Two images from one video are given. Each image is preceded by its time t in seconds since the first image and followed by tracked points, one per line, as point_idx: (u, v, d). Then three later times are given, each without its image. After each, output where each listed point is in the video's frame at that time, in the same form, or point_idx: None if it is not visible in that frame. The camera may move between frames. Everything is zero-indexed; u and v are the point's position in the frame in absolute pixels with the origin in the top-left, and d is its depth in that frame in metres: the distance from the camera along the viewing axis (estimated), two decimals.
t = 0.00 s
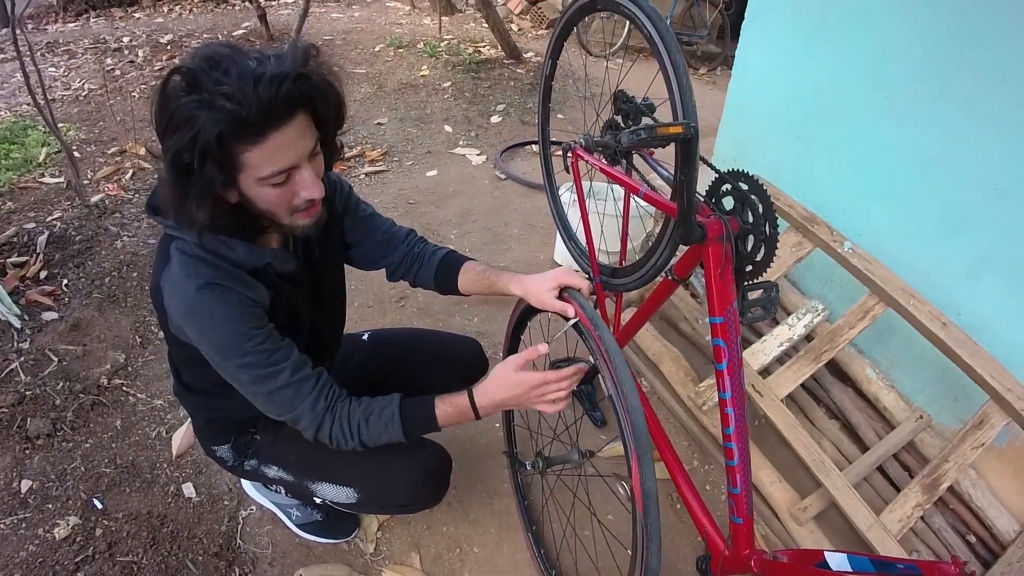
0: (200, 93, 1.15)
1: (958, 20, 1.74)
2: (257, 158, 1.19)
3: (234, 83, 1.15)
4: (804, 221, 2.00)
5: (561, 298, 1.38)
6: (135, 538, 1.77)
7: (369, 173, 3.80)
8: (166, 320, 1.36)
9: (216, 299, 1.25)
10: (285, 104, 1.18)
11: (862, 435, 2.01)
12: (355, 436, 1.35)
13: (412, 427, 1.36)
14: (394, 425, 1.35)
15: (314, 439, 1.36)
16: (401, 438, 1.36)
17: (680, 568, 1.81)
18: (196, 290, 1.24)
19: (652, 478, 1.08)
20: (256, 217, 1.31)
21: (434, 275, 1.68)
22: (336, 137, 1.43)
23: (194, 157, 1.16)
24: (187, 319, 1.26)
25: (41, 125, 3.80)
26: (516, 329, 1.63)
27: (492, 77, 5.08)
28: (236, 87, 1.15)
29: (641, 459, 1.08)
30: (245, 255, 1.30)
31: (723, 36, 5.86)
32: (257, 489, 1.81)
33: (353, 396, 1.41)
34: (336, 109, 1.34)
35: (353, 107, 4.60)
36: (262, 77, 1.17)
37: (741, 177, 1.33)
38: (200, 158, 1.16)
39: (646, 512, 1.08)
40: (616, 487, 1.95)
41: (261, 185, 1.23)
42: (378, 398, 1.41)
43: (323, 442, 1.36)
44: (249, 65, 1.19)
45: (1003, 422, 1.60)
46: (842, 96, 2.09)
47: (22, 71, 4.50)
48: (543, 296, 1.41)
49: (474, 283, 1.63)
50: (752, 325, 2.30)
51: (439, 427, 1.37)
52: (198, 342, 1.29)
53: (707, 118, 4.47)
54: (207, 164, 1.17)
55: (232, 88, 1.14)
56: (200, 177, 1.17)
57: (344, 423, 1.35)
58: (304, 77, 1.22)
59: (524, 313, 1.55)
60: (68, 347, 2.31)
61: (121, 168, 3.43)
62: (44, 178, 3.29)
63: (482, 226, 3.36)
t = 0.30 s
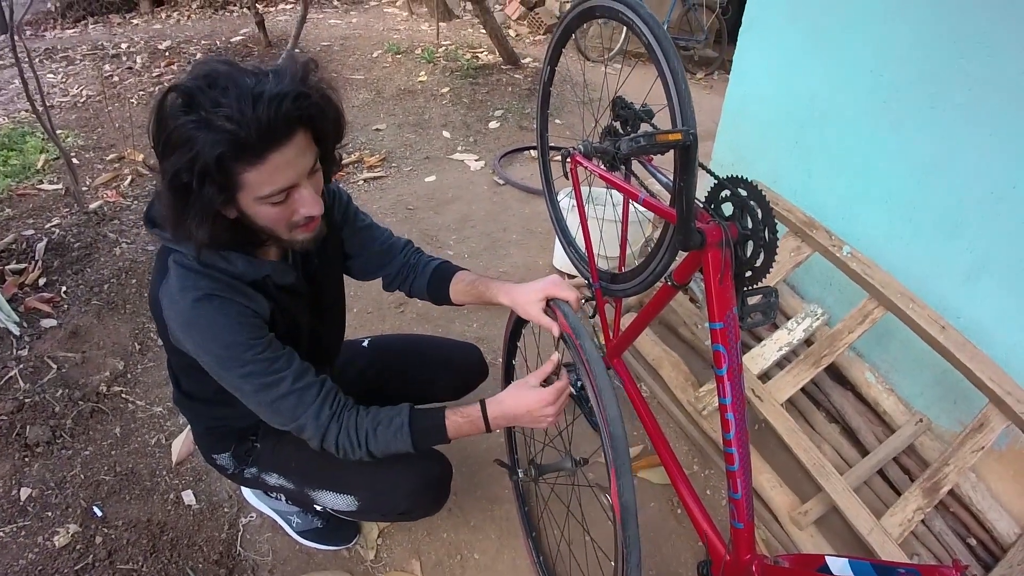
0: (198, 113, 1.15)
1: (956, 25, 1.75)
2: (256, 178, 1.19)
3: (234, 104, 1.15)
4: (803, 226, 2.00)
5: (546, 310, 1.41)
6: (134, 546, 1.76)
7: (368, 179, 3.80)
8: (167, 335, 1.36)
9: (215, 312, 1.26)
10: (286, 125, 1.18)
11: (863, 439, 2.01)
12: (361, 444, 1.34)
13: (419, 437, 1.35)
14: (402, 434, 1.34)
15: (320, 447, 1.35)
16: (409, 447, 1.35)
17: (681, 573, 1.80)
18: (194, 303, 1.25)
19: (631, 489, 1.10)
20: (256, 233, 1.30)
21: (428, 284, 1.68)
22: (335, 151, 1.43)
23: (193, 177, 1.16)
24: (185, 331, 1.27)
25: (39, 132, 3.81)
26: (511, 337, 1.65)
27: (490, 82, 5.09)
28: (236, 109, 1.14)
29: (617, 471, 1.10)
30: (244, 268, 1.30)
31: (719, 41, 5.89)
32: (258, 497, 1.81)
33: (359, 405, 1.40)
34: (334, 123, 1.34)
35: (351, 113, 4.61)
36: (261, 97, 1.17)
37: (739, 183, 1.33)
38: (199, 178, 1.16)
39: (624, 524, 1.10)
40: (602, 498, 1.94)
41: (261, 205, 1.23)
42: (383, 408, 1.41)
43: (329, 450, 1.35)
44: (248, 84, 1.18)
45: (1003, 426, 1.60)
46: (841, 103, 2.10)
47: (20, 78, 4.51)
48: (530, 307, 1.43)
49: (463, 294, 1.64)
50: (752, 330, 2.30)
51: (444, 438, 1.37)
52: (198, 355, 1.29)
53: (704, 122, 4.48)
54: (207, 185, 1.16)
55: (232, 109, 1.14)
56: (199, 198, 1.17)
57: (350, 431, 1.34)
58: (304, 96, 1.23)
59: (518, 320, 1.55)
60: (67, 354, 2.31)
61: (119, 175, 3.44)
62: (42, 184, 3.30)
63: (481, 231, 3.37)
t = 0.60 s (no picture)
0: (195, 99, 1.16)
1: (959, 28, 1.75)
2: (251, 163, 1.20)
3: (229, 88, 1.16)
4: (806, 231, 2.00)
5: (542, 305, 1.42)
6: (135, 545, 1.76)
7: (371, 181, 3.81)
8: (168, 330, 1.36)
9: (219, 303, 1.26)
10: (279, 110, 1.19)
11: (865, 444, 2.01)
12: (362, 431, 1.35)
13: (420, 423, 1.37)
14: (402, 419, 1.36)
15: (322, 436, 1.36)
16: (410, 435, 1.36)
17: None
18: (198, 297, 1.25)
19: (627, 466, 1.09)
20: (251, 223, 1.31)
21: (424, 282, 1.69)
22: (330, 142, 1.43)
23: (188, 162, 1.16)
24: (189, 326, 1.27)
25: (44, 131, 3.82)
26: (510, 341, 1.66)
27: (494, 85, 5.10)
28: (231, 92, 1.16)
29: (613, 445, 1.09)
30: (245, 261, 1.30)
31: (724, 45, 5.89)
32: (259, 498, 1.81)
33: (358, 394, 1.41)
34: (330, 115, 1.36)
35: (355, 114, 4.62)
36: (256, 83, 1.18)
37: (743, 188, 1.33)
38: (195, 163, 1.16)
39: (621, 502, 1.09)
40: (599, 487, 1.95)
41: (255, 190, 1.24)
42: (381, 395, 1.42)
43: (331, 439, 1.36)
44: (244, 72, 1.19)
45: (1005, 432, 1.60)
46: (842, 102, 2.11)
47: (26, 77, 4.53)
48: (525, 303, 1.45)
49: (461, 294, 1.65)
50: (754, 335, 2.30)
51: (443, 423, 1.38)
52: (201, 349, 1.29)
53: (709, 126, 4.48)
54: (202, 170, 1.17)
55: (227, 94, 1.15)
56: (194, 182, 1.17)
57: (351, 419, 1.35)
58: (297, 82, 1.24)
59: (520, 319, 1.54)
60: (69, 353, 2.31)
61: (124, 174, 3.44)
62: (46, 183, 3.31)
63: (484, 234, 3.37)
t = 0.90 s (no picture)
0: (190, 94, 1.16)
1: (958, 27, 1.75)
2: (243, 159, 1.19)
3: (223, 87, 1.16)
4: (805, 231, 2.00)
5: (539, 301, 1.42)
6: (135, 544, 1.77)
7: (371, 181, 3.81)
8: (161, 323, 1.35)
9: (210, 302, 1.25)
10: (273, 107, 1.19)
11: (864, 444, 2.01)
12: (334, 442, 1.35)
13: (392, 436, 1.36)
14: (373, 430, 1.35)
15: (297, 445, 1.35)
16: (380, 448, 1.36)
17: None
18: (191, 293, 1.25)
19: (621, 467, 1.10)
20: (246, 220, 1.31)
21: (427, 274, 1.69)
22: (326, 140, 1.44)
23: (181, 155, 1.18)
24: (180, 321, 1.26)
25: (44, 130, 3.82)
26: (510, 339, 1.66)
27: (494, 85, 5.10)
28: (224, 89, 1.16)
29: (608, 445, 1.10)
30: (240, 258, 1.30)
31: (723, 45, 5.88)
32: (259, 497, 1.81)
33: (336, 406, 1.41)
34: (325, 111, 1.35)
35: (355, 114, 4.62)
36: (249, 80, 1.18)
37: (743, 188, 1.33)
38: (187, 157, 1.17)
39: (615, 502, 1.10)
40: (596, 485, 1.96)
41: (247, 186, 1.23)
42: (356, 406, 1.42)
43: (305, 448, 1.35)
44: (239, 68, 1.20)
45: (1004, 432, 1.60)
46: (841, 101, 2.11)
47: (26, 76, 4.53)
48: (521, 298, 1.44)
49: (462, 285, 1.65)
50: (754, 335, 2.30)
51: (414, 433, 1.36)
52: (190, 344, 1.28)
53: (709, 126, 4.48)
54: (194, 164, 1.18)
55: (220, 90, 1.15)
56: (186, 175, 1.19)
57: (326, 429, 1.34)
58: (292, 80, 1.23)
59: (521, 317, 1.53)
60: (69, 353, 2.31)
61: (124, 174, 3.44)
62: (47, 183, 3.31)
63: (484, 233, 3.37)
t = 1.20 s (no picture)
0: (191, 96, 1.18)
1: (958, 27, 1.76)
2: (239, 165, 1.19)
3: (221, 93, 1.16)
4: (807, 231, 2.00)
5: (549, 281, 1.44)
6: (136, 542, 1.77)
7: (373, 180, 3.81)
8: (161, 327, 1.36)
9: (205, 304, 1.25)
10: (271, 116, 1.18)
11: (865, 444, 2.01)
12: (334, 461, 1.29)
13: (396, 463, 1.29)
14: (378, 458, 1.28)
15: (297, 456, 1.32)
16: (381, 476, 1.29)
17: None
18: (186, 296, 1.25)
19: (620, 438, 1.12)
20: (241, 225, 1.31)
21: (446, 258, 1.70)
22: (330, 151, 1.46)
23: (177, 158, 1.19)
24: (177, 323, 1.26)
25: (47, 130, 3.83)
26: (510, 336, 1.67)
27: (496, 85, 5.11)
28: (224, 94, 1.16)
29: (608, 417, 1.13)
30: (239, 264, 1.30)
31: (725, 45, 5.88)
32: (260, 494, 1.82)
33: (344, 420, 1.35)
34: (327, 122, 1.35)
35: (357, 114, 4.63)
36: (249, 86, 1.18)
37: (745, 187, 1.33)
38: (183, 160, 1.18)
39: (615, 472, 1.11)
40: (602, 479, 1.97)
41: (244, 193, 1.23)
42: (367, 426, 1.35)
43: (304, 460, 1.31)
44: (242, 72, 1.20)
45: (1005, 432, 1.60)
46: (841, 102, 2.11)
47: (28, 76, 4.54)
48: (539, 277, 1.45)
49: (481, 258, 1.66)
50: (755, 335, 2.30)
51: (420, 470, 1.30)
52: (187, 348, 1.29)
53: (710, 126, 4.48)
54: (190, 167, 1.19)
55: (219, 95, 1.16)
56: (183, 177, 1.20)
57: (325, 444, 1.29)
58: (293, 89, 1.23)
59: (520, 309, 1.55)
60: (72, 351, 2.32)
61: (126, 173, 3.45)
62: (49, 182, 3.31)
63: (485, 233, 3.37)
